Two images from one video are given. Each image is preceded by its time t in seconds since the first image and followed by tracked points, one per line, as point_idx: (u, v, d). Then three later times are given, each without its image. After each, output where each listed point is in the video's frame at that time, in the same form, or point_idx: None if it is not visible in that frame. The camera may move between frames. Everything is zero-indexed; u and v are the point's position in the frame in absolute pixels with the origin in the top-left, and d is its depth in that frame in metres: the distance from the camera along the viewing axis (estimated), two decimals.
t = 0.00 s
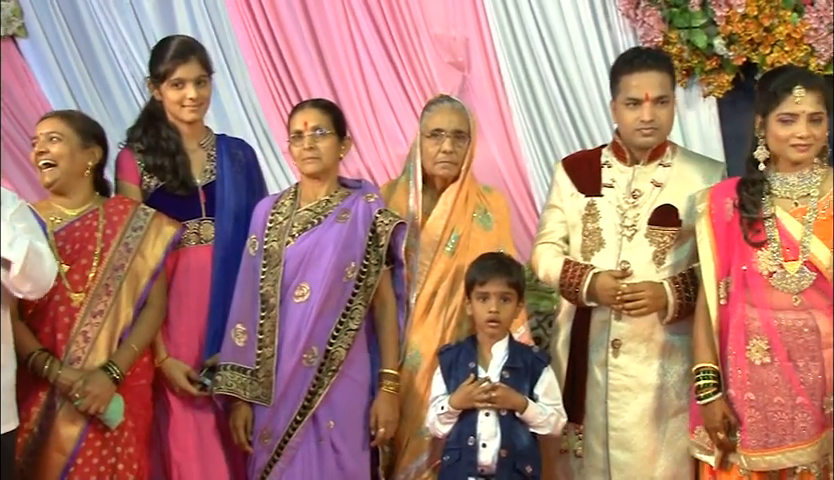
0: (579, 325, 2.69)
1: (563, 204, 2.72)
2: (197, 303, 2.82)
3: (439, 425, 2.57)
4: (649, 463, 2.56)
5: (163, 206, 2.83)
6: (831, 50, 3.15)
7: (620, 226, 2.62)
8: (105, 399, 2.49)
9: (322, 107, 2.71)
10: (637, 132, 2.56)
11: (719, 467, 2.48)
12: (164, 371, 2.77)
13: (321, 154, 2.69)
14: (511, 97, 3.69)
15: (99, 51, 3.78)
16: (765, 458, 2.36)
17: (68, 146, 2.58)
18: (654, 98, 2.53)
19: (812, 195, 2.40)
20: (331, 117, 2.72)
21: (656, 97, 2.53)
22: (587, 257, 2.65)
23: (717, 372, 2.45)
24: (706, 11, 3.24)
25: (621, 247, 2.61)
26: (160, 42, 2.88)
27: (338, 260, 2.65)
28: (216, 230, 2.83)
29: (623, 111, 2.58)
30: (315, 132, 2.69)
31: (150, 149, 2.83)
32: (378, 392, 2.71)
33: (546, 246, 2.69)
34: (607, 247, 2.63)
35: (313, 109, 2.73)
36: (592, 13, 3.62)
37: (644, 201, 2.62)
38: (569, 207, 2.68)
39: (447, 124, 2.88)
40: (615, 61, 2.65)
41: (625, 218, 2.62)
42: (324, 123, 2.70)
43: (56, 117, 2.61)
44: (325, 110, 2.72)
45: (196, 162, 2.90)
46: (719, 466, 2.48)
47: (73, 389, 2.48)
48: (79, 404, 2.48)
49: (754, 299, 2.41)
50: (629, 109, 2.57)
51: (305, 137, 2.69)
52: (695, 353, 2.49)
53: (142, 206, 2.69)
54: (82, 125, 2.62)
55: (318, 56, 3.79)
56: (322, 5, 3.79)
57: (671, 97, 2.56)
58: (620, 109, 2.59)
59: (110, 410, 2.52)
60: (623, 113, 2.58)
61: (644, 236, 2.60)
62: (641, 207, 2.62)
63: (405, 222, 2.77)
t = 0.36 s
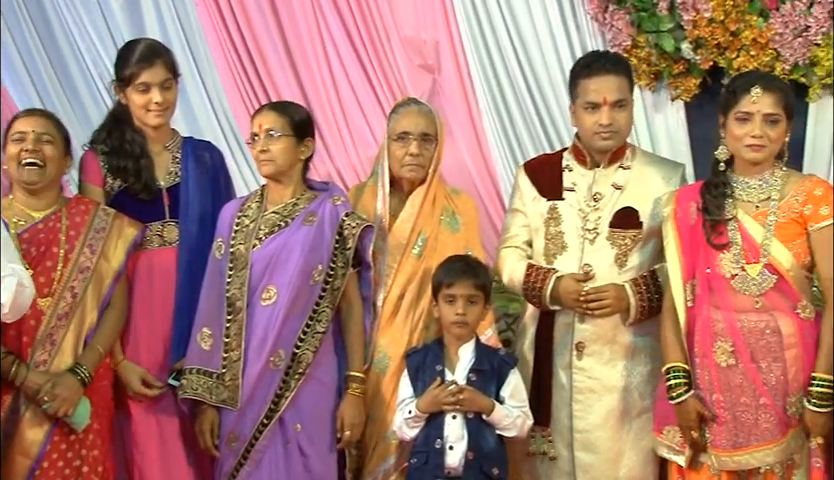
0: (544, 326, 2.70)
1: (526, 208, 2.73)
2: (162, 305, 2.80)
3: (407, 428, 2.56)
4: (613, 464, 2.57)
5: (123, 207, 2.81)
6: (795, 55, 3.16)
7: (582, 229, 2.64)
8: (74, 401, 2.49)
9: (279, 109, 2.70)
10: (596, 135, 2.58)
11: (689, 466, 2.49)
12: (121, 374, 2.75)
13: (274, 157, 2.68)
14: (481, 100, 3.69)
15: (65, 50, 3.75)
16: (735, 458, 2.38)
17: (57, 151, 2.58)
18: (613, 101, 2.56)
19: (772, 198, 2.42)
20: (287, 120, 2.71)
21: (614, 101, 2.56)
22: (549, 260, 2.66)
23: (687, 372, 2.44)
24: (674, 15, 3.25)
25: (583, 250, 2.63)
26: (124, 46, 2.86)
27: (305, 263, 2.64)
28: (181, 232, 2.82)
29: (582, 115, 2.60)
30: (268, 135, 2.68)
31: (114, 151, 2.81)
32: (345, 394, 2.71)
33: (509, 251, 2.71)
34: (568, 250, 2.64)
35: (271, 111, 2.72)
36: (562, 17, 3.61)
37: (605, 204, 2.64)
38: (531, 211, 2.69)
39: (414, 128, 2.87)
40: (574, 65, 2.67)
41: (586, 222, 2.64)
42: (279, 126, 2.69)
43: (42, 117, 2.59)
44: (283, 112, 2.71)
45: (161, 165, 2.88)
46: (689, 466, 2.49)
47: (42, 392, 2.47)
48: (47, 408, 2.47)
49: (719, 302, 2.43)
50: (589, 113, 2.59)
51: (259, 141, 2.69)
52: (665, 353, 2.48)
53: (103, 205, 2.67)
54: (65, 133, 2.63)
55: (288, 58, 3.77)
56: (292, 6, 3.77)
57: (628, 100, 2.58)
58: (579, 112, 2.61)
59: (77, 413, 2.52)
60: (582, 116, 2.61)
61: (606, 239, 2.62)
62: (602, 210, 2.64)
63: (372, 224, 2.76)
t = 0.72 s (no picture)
0: (510, 325, 2.71)
1: (493, 209, 2.75)
2: (126, 304, 2.79)
3: (375, 429, 2.56)
4: (578, 463, 2.59)
5: (85, 209, 2.79)
6: (760, 57, 3.19)
7: (546, 229, 2.65)
8: (43, 401, 2.46)
9: (256, 108, 2.70)
10: (556, 134, 2.60)
11: (652, 466, 2.50)
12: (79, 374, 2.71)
13: (254, 155, 2.68)
14: (450, 101, 3.68)
15: (30, 48, 3.72)
16: (695, 456, 2.41)
17: (14, 152, 2.48)
18: (573, 101, 2.57)
19: (733, 199, 2.45)
20: (263, 118, 2.71)
21: (574, 101, 2.57)
22: (515, 261, 2.68)
23: (650, 370, 2.48)
24: (641, 16, 3.27)
25: (547, 250, 2.65)
26: (90, 43, 2.84)
27: (276, 264, 2.64)
28: (147, 231, 2.81)
29: (544, 115, 2.62)
30: (247, 134, 2.67)
31: (78, 152, 2.77)
32: (314, 394, 2.70)
33: (476, 252, 2.73)
34: (533, 250, 2.66)
35: (246, 110, 2.71)
36: (531, 17, 3.60)
37: (568, 203, 2.66)
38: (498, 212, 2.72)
39: (381, 128, 2.87)
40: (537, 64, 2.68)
41: (550, 222, 2.65)
42: (256, 125, 2.69)
43: None
44: (259, 112, 2.71)
45: (126, 164, 2.87)
46: (651, 464, 2.50)
47: (10, 394, 2.44)
48: (15, 409, 2.43)
49: (682, 301, 2.46)
50: (550, 112, 2.61)
51: (237, 139, 2.67)
52: (629, 352, 2.51)
53: (62, 207, 2.62)
54: (20, 132, 2.53)
55: (256, 57, 3.75)
56: (260, 5, 3.75)
57: (589, 100, 2.59)
58: (541, 111, 2.63)
59: (46, 413, 2.50)
60: (544, 116, 2.62)
61: (569, 239, 2.64)
62: (566, 210, 2.66)
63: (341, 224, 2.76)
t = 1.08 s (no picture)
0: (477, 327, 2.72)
1: (460, 212, 2.76)
2: (94, 307, 2.78)
3: (341, 432, 2.56)
4: (544, 464, 2.60)
5: (51, 213, 2.75)
6: (723, 62, 3.19)
7: (512, 231, 2.66)
8: None
9: (221, 111, 2.69)
10: (517, 137, 2.61)
11: (614, 467, 2.53)
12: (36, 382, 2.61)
13: (223, 158, 2.66)
14: (418, 104, 3.67)
15: None
16: (655, 459, 2.44)
17: None
18: (534, 104, 2.59)
19: (694, 202, 2.49)
20: (229, 120, 2.70)
21: (534, 104, 2.59)
22: (482, 263, 2.69)
23: (612, 374, 2.50)
24: (607, 21, 3.28)
25: (514, 252, 2.66)
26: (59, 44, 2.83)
27: (245, 267, 2.63)
28: (114, 234, 2.79)
29: (507, 117, 2.64)
30: (216, 137, 2.66)
31: (45, 156, 2.74)
32: (283, 399, 2.70)
33: (444, 255, 2.75)
34: (500, 253, 2.67)
35: (212, 113, 2.70)
36: (498, 19, 3.58)
37: (534, 206, 2.67)
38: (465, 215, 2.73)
39: (347, 131, 2.87)
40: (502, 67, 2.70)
41: (516, 224, 2.66)
42: (224, 129, 2.68)
43: None
44: (225, 114, 2.70)
45: (94, 167, 2.85)
46: (614, 466, 2.53)
47: None
48: None
49: (644, 304, 2.49)
50: (512, 115, 2.62)
51: (205, 143, 2.66)
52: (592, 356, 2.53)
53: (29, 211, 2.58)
54: None
55: (223, 58, 3.73)
56: (227, 6, 3.73)
57: (550, 103, 2.61)
58: (504, 114, 2.65)
59: None
60: (506, 118, 2.64)
61: (535, 241, 2.65)
62: (532, 212, 2.67)
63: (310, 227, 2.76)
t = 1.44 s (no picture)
0: (444, 329, 2.74)
1: (426, 214, 2.77)
2: (59, 312, 2.76)
3: (305, 435, 2.56)
4: (510, 465, 2.62)
5: (18, 215, 2.74)
6: (686, 65, 3.21)
7: (479, 233, 2.68)
8: None
9: (186, 114, 2.68)
10: (484, 139, 2.63)
11: (580, 468, 2.55)
12: None
13: (189, 162, 2.65)
14: (384, 106, 3.67)
15: None
16: (619, 457, 2.47)
17: None
18: (500, 106, 2.60)
19: (656, 205, 2.51)
20: (195, 123, 2.69)
21: (501, 106, 2.60)
22: (448, 265, 2.71)
23: (577, 375, 2.53)
24: (571, 24, 3.29)
25: (480, 254, 2.67)
26: (26, 45, 2.80)
27: (211, 269, 2.62)
28: (81, 238, 2.77)
29: (473, 119, 2.65)
30: (180, 141, 2.64)
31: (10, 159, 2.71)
32: (251, 402, 2.69)
33: (410, 257, 2.75)
34: (466, 254, 2.68)
35: (177, 116, 2.69)
36: (463, 22, 3.59)
37: (500, 207, 2.69)
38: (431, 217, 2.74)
39: (312, 133, 2.87)
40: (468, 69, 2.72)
41: (483, 226, 2.68)
42: (189, 132, 2.67)
43: None
44: (189, 117, 2.69)
45: (60, 172, 2.82)
46: (579, 467, 2.55)
47: None
48: None
49: (607, 305, 2.51)
50: (478, 117, 2.63)
51: (170, 146, 2.64)
52: (556, 357, 2.56)
53: None
54: None
55: (188, 60, 3.72)
56: (191, 8, 3.72)
57: (516, 105, 2.62)
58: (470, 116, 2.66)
59: None
60: (473, 121, 2.65)
61: (501, 243, 2.66)
62: (498, 214, 2.68)
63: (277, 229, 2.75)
